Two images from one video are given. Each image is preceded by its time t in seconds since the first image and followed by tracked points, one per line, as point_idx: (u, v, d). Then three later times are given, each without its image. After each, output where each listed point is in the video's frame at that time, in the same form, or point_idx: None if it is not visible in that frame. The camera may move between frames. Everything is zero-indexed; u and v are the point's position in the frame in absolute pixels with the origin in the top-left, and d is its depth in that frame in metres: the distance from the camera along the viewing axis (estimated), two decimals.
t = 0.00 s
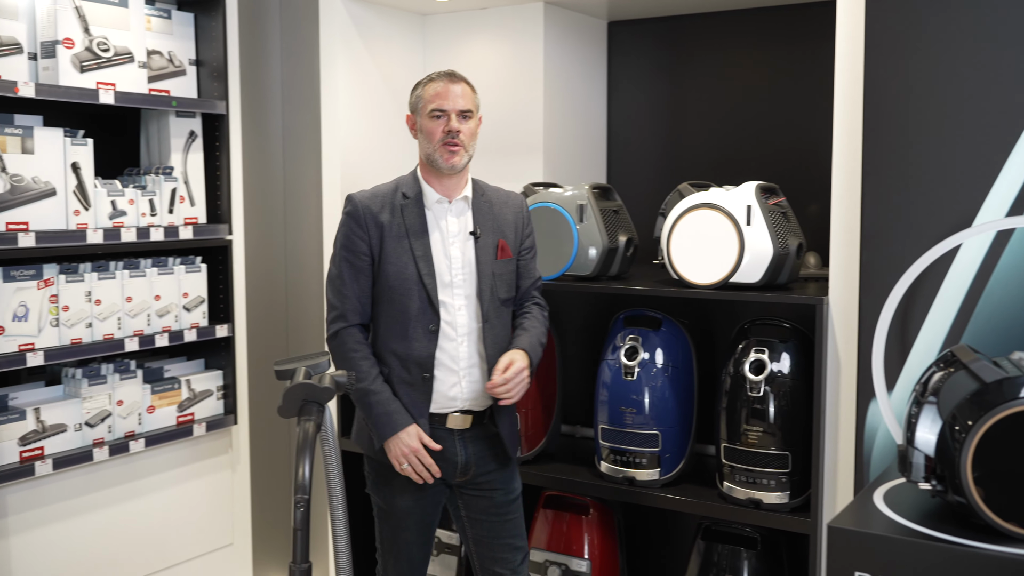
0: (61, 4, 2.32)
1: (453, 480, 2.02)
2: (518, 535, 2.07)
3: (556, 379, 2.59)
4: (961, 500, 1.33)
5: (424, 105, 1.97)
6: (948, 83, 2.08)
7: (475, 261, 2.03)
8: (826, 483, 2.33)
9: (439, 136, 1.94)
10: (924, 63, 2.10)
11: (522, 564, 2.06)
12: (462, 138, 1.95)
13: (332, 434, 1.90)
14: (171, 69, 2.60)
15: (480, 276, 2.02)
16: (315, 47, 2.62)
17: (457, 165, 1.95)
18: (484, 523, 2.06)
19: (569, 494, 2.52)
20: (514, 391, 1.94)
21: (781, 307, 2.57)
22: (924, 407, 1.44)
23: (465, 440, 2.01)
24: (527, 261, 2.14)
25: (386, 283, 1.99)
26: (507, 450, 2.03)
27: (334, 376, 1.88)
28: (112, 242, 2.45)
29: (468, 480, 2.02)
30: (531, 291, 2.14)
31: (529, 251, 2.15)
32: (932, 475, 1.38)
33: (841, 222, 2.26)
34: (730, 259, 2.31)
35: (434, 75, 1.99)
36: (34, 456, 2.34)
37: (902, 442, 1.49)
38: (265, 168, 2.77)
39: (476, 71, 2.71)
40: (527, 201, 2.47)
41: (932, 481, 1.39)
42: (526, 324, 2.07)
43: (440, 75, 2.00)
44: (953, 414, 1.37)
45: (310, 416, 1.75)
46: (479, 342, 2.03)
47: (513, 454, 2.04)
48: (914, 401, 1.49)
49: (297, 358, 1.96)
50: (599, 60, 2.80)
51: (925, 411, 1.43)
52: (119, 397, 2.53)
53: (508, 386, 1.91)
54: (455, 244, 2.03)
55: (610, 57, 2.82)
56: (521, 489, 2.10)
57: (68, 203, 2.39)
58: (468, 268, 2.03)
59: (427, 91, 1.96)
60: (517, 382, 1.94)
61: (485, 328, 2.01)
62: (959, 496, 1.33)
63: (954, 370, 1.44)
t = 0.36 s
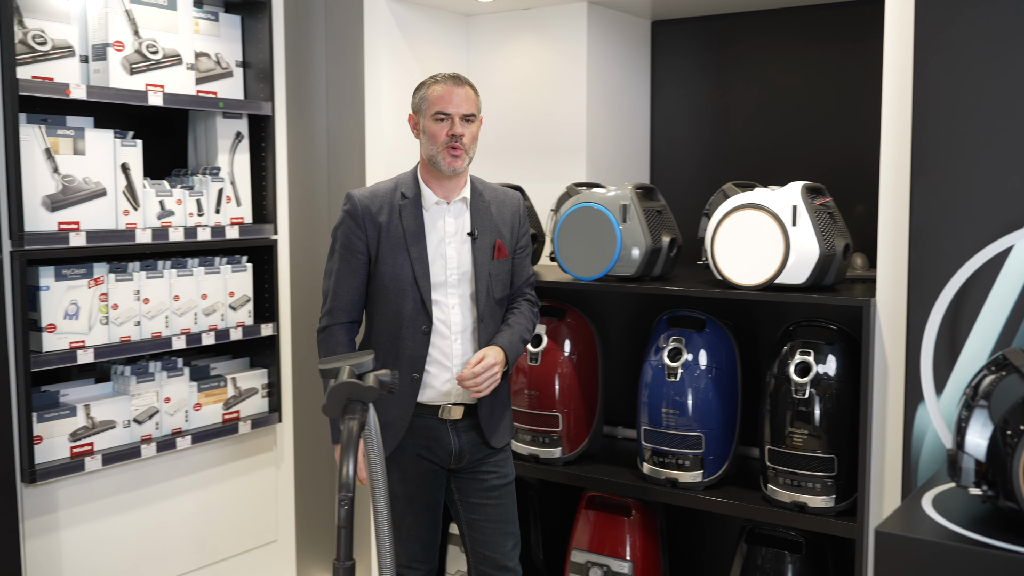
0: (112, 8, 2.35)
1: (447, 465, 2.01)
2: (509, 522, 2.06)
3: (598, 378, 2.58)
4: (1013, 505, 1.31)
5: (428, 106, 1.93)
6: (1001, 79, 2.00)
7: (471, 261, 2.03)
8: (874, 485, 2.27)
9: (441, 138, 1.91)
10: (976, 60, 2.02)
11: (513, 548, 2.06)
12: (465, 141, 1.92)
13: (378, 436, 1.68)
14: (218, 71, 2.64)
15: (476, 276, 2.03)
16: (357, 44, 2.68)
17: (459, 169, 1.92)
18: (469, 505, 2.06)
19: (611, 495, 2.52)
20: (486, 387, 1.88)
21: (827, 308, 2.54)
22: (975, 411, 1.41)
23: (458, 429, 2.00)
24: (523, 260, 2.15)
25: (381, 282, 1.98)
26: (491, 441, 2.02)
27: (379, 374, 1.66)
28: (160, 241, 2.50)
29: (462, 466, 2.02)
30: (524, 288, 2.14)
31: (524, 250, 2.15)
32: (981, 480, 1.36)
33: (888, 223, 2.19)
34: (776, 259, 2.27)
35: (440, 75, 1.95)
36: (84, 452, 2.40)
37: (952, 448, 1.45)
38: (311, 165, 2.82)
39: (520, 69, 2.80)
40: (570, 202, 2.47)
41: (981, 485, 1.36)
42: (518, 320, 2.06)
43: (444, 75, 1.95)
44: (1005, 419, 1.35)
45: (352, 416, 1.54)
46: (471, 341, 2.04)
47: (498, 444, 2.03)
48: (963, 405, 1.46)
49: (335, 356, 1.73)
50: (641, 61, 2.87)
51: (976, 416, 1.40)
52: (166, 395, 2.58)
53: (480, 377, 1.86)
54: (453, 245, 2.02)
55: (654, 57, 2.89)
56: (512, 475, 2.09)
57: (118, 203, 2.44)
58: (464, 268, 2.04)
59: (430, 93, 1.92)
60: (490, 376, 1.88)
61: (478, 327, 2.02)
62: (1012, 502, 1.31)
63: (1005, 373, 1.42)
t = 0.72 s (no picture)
0: (157, 11, 2.39)
1: (467, 461, 2.03)
2: (525, 522, 2.06)
3: (636, 378, 2.58)
4: None
5: (457, 115, 1.90)
6: None
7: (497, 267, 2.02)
8: (916, 492, 2.20)
9: (468, 151, 1.88)
10: None
11: (523, 549, 2.06)
12: (492, 155, 1.89)
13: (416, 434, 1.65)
14: (260, 72, 2.67)
15: (500, 283, 2.01)
16: (396, 48, 2.73)
17: (485, 182, 1.90)
18: (492, 506, 2.06)
19: (650, 497, 2.51)
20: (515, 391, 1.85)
21: (869, 309, 2.52)
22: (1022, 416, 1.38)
23: (478, 427, 2.00)
24: (551, 264, 2.13)
25: (408, 285, 1.99)
26: (521, 446, 2.02)
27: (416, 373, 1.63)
28: (203, 239, 2.54)
29: (480, 464, 2.03)
30: (558, 290, 2.13)
31: (554, 254, 2.13)
32: None
33: (933, 223, 2.12)
34: (818, 260, 2.21)
35: (469, 84, 1.91)
36: (128, 448, 2.43)
37: (999, 451, 1.40)
38: (349, 166, 2.88)
39: (561, 68, 2.84)
40: (609, 202, 2.47)
41: None
42: (548, 323, 2.03)
43: (474, 83, 1.91)
44: None
45: (393, 415, 1.49)
46: (495, 346, 2.03)
47: (524, 447, 2.02)
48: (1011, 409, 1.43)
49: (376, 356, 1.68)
50: (681, 60, 2.90)
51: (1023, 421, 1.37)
52: (208, 392, 2.62)
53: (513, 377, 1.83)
54: (479, 250, 2.01)
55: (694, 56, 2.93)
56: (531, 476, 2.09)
57: (162, 203, 2.47)
58: (489, 273, 2.03)
59: (458, 103, 1.89)
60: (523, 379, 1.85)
61: (502, 333, 2.01)
62: None
63: None
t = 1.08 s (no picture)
0: (197, 12, 2.42)
1: (516, 468, 2.01)
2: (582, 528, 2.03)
3: (670, 378, 2.57)
4: None
5: (485, 115, 1.92)
6: None
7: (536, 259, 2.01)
8: (957, 498, 2.13)
9: (496, 152, 1.90)
10: None
11: (581, 558, 2.01)
12: (520, 154, 1.90)
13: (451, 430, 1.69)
14: (298, 73, 2.70)
15: (542, 274, 2.01)
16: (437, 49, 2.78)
17: (514, 181, 1.93)
18: (541, 511, 2.03)
19: (684, 498, 2.50)
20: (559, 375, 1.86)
21: (907, 311, 2.49)
22: None
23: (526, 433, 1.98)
24: (592, 258, 2.11)
25: (444, 281, 2.01)
26: (562, 442, 1.99)
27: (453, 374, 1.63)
28: (241, 239, 2.56)
29: (530, 470, 2.00)
30: (596, 286, 2.10)
31: (593, 248, 2.11)
32: None
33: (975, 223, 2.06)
34: (857, 259, 2.17)
35: (496, 83, 1.91)
36: (167, 445, 2.47)
37: None
38: (386, 166, 2.95)
39: (598, 68, 2.85)
40: (643, 202, 2.46)
41: None
42: (589, 316, 2.02)
43: (502, 82, 1.91)
44: None
45: (429, 414, 1.49)
46: (538, 340, 2.02)
47: (567, 445, 1.99)
48: None
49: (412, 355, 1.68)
50: (719, 58, 2.90)
51: None
52: (246, 391, 2.64)
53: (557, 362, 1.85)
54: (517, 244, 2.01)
55: (732, 55, 2.93)
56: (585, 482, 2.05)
57: (201, 203, 2.50)
58: (529, 265, 2.03)
59: (485, 103, 1.90)
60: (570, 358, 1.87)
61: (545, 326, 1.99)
62: None
63: None
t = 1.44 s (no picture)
0: (204, 12, 2.42)
1: (543, 479, 1.97)
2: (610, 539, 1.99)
3: (677, 379, 2.57)
4: None
5: (518, 106, 1.90)
6: None
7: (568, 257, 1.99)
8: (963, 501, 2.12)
9: (530, 142, 1.88)
10: None
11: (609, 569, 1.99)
12: (555, 144, 1.88)
13: (456, 433, 1.68)
14: (304, 74, 2.70)
15: (572, 273, 1.98)
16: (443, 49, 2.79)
17: (548, 172, 1.90)
18: (571, 523, 2.00)
19: (688, 497, 2.50)
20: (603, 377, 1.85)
21: (913, 312, 2.49)
22: None
23: (556, 441, 1.94)
24: (623, 257, 2.08)
25: (470, 279, 1.99)
26: (600, 448, 1.96)
27: (458, 374, 1.63)
28: (247, 239, 2.56)
29: (558, 480, 1.97)
30: (628, 286, 2.08)
31: (623, 247, 2.09)
32: None
33: (981, 225, 2.06)
34: (863, 260, 2.16)
35: (530, 74, 1.90)
36: (173, 445, 2.48)
37: None
38: (393, 165, 2.98)
39: (603, 68, 2.85)
40: (650, 203, 2.46)
41: None
42: (623, 315, 1.99)
43: (534, 74, 1.91)
44: None
45: (435, 415, 1.49)
46: (567, 340, 1.98)
47: (606, 450, 1.97)
48: None
49: (417, 356, 1.68)
50: (725, 59, 2.90)
51: None
52: (252, 391, 2.65)
53: (599, 362, 1.82)
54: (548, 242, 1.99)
55: (739, 56, 2.93)
56: (614, 493, 2.01)
57: (208, 203, 2.51)
58: (558, 263, 1.99)
59: (518, 94, 1.89)
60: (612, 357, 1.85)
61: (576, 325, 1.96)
62: None
63: None
